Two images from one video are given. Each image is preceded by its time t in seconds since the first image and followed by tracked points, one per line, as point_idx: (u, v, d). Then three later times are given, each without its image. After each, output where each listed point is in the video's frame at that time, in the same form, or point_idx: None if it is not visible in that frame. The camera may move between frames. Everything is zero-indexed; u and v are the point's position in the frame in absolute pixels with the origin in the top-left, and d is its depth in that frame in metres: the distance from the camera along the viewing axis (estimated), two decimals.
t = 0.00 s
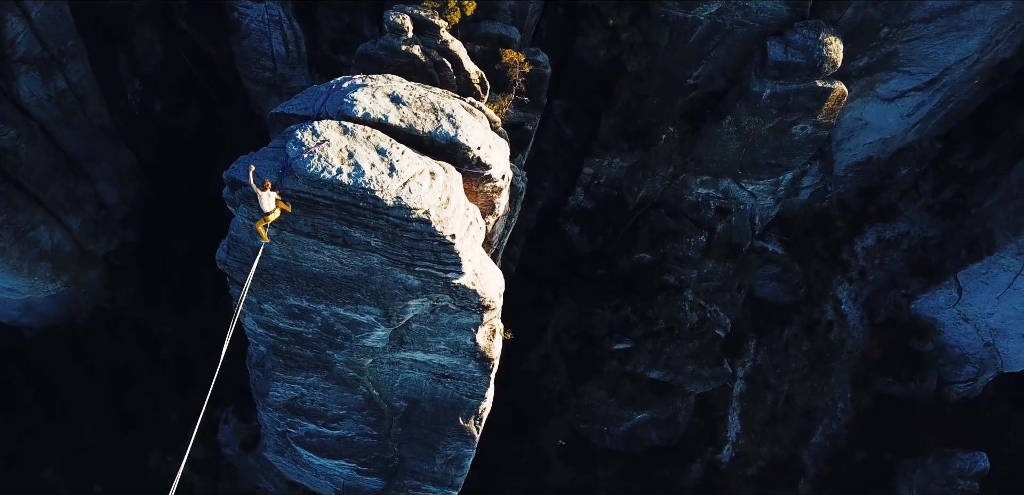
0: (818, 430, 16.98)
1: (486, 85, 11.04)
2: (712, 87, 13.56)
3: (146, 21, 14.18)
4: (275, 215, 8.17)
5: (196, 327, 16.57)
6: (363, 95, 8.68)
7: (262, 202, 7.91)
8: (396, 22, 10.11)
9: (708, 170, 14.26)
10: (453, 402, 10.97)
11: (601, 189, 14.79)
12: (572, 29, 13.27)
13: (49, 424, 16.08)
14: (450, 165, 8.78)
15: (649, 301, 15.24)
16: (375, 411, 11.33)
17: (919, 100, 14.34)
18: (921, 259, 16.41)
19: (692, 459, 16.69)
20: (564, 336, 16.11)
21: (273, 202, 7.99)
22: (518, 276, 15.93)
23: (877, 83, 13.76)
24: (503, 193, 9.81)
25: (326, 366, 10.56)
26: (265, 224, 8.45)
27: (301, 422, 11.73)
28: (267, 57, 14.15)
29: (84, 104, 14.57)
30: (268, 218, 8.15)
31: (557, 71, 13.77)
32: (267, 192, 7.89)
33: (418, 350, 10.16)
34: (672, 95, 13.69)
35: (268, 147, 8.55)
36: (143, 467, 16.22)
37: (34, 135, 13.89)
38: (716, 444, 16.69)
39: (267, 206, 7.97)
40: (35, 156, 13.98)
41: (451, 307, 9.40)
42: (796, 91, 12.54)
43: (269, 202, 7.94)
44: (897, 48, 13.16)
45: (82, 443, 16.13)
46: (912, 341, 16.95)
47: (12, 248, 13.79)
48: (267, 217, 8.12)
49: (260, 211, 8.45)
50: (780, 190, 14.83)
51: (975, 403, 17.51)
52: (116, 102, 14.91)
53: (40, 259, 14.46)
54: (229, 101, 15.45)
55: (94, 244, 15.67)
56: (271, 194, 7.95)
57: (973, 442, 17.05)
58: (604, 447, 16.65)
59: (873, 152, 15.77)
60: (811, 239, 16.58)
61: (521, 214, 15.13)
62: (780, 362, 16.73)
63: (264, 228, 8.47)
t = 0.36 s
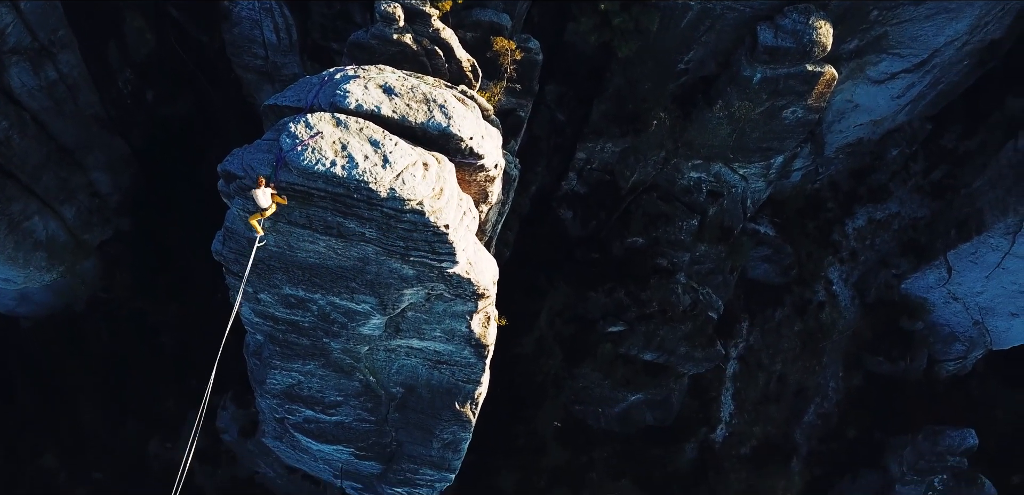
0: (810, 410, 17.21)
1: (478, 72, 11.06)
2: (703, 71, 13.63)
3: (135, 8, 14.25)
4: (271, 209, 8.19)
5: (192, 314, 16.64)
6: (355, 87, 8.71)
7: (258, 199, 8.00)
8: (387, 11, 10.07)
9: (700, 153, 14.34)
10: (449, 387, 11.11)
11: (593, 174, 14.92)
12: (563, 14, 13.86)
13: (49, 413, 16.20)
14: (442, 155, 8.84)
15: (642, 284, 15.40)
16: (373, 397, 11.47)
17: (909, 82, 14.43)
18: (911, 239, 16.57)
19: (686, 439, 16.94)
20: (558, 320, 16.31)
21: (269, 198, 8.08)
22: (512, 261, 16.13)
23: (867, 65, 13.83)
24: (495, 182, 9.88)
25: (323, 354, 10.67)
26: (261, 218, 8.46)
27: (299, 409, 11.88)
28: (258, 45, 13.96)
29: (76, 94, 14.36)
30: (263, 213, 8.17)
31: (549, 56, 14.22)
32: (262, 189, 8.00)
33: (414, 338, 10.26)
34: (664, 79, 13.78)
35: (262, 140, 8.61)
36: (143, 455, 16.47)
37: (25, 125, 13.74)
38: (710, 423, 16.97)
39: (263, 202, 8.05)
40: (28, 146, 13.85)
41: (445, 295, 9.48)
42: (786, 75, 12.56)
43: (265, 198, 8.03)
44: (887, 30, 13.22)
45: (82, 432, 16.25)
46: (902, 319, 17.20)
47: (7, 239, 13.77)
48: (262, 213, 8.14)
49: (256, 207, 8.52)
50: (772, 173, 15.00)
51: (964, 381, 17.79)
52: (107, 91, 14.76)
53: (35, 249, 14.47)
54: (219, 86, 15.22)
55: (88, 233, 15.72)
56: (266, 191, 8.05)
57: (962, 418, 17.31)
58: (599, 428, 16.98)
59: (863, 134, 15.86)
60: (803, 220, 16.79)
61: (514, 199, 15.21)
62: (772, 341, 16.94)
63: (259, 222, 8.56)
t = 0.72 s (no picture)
0: (802, 389, 17.59)
1: (469, 60, 11.11)
2: (695, 56, 13.84)
3: None
4: (267, 204, 8.32)
5: (188, 301, 16.79)
6: (348, 79, 8.74)
7: (252, 194, 8.08)
8: None
9: (691, 137, 14.39)
10: (445, 373, 11.24)
11: (586, 158, 14.98)
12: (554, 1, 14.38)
13: (48, 403, 16.25)
14: (436, 146, 8.89)
15: (635, 267, 15.54)
16: (370, 384, 11.61)
17: (900, 64, 14.52)
18: (902, 220, 16.73)
19: (680, 420, 17.20)
20: (553, 304, 16.41)
21: (261, 194, 8.14)
22: (506, 247, 16.21)
23: (857, 47, 13.94)
24: (489, 171, 9.93)
25: (320, 342, 10.78)
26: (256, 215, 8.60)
27: (297, 395, 12.02)
28: (250, 33, 13.90)
29: (67, 83, 14.46)
30: (257, 209, 8.30)
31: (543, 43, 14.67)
32: (252, 185, 8.02)
33: (410, 325, 10.37)
34: (656, 65, 14.09)
35: (257, 133, 8.67)
36: (142, 441, 16.61)
37: (18, 116, 13.90)
38: (704, 404, 17.20)
39: (258, 198, 8.15)
40: (21, 137, 14.00)
41: (441, 284, 9.57)
42: (777, 60, 12.75)
43: (258, 194, 8.11)
44: (877, 13, 13.34)
45: (81, 419, 16.37)
46: (893, 299, 17.32)
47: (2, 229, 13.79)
48: (257, 209, 8.27)
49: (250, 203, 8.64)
50: (763, 156, 15.13)
51: (954, 358, 18.10)
52: (98, 80, 14.73)
53: (31, 240, 14.52)
54: (213, 77, 15.25)
55: (83, 222, 15.74)
56: (258, 187, 8.12)
57: (951, 395, 17.66)
58: (594, 410, 17.23)
59: (854, 116, 15.98)
60: (794, 203, 17.02)
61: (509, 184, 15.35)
62: (765, 322, 17.14)
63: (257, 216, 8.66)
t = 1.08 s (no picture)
0: (794, 368, 17.84)
1: (463, 48, 11.13)
2: (687, 41, 14.06)
3: None
4: (265, 192, 8.35)
5: (185, 288, 16.86)
6: (342, 71, 8.83)
7: (250, 183, 8.17)
8: None
9: (684, 121, 14.55)
10: (442, 359, 11.35)
11: (580, 143, 15.13)
12: None
13: (47, 390, 16.43)
14: (430, 137, 8.95)
15: (629, 251, 15.69)
16: (368, 370, 11.75)
17: (891, 46, 14.60)
18: (893, 200, 16.86)
19: (675, 400, 17.41)
20: (548, 287, 16.53)
21: (260, 184, 8.24)
22: (501, 232, 16.27)
23: (848, 30, 14.10)
24: (483, 160, 9.99)
25: (318, 330, 10.90)
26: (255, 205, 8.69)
27: (296, 382, 12.15)
28: (242, 21, 13.88)
29: (60, 73, 14.40)
30: (256, 197, 8.36)
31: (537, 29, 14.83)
32: (251, 176, 8.13)
33: (407, 313, 10.47)
34: (648, 50, 14.29)
35: (252, 126, 8.80)
36: (142, 428, 16.79)
37: (11, 107, 13.82)
38: (698, 384, 17.41)
39: (256, 186, 8.21)
40: (14, 127, 13.90)
41: (437, 272, 9.66)
42: (768, 44, 12.88)
43: (257, 183, 8.20)
44: None
45: (82, 407, 16.54)
46: (885, 279, 17.52)
47: None
48: (256, 197, 8.33)
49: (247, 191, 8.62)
50: (755, 140, 15.20)
51: (945, 337, 18.38)
52: (91, 70, 14.84)
53: (27, 230, 14.53)
54: (207, 67, 15.34)
55: (78, 212, 15.67)
56: (257, 176, 8.21)
57: (941, 373, 17.95)
58: (590, 392, 17.44)
59: (846, 98, 16.06)
60: (786, 184, 17.15)
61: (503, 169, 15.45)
62: (758, 303, 17.35)
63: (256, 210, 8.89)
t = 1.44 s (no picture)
0: (789, 348, 18.02)
1: (457, 35, 11.18)
2: (679, 25, 14.22)
3: None
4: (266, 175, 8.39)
5: (183, 275, 16.98)
6: (337, 63, 8.86)
7: (253, 163, 8.18)
8: None
9: (678, 106, 14.67)
10: (440, 345, 11.49)
11: (574, 128, 15.17)
12: None
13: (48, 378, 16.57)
14: (425, 128, 9.02)
15: (624, 235, 15.81)
16: (367, 356, 11.89)
17: (882, 28, 14.71)
18: (884, 181, 17.08)
19: (669, 381, 17.71)
20: (543, 272, 16.74)
21: (262, 164, 8.26)
22: (496, 216, 16.41)
23: (840, 13, 14.09)
24: (478, 149, 10.05)
25: (316, 318, 11.02)
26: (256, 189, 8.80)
27: (295, 368, 12.31)
28: (235, 9, 13.87)
29: (53, 64, 14.41)
30: (258, 178, 8.39)
31: (529, 14, 14.80)
32: (256, 155, 8.15)
33: (405, 300, 10.59)
34: (641, 35, 14.31)
35: (249, 119, 8.89)
36: (142, 415, 16.93)
37: (5, 98, 13.85)
38: (693, 365, 17.69)
39: (258, 167, 8.24)
40: (8, 118, 13.92)
41: (434, 261, 9.76)
42: (760, 29, 13.13)
43: (259, 162, 8.21)
44: None
45: (82, 394, 16.70)
46: (877, 259, 17.74)
47: None
48: (259, 178, 8.35)
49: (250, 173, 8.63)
50: (748, 123, 15.37)
51: (936, 315, 18.60)
52: (84, 58, 14.73)
53: (23, 220, 14.57)
54: (201, 58, 15.47)
55: (74, 201, 15.74)
56: (260, 155, 8.21)
57: (931, 350, 18.25)
58: (586, 373, 17.67)
59: (838, 79, 16.15)
60: (779, 165, 17.23)
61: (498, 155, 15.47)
62: (752, 284, 17.47)
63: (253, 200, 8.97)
